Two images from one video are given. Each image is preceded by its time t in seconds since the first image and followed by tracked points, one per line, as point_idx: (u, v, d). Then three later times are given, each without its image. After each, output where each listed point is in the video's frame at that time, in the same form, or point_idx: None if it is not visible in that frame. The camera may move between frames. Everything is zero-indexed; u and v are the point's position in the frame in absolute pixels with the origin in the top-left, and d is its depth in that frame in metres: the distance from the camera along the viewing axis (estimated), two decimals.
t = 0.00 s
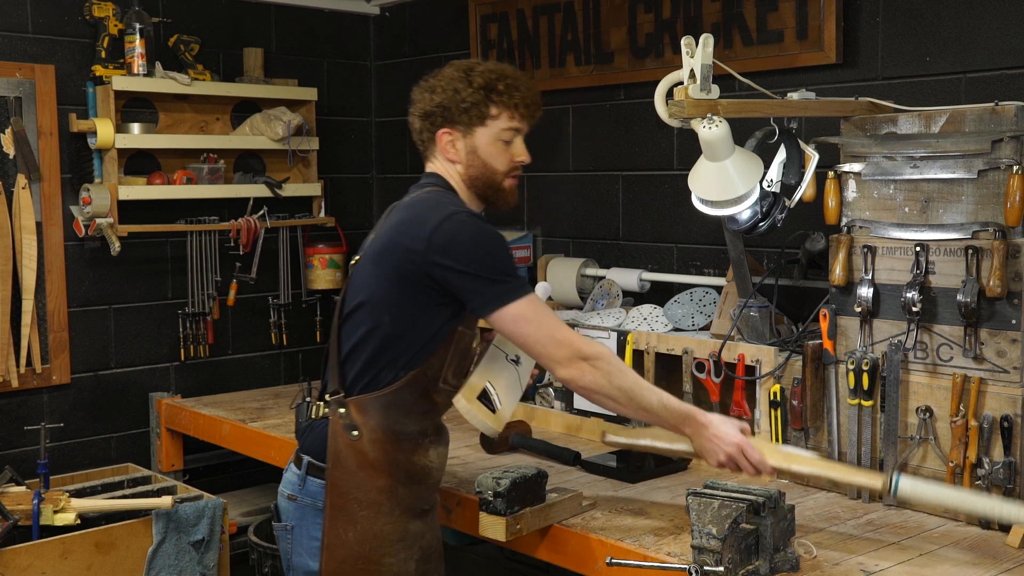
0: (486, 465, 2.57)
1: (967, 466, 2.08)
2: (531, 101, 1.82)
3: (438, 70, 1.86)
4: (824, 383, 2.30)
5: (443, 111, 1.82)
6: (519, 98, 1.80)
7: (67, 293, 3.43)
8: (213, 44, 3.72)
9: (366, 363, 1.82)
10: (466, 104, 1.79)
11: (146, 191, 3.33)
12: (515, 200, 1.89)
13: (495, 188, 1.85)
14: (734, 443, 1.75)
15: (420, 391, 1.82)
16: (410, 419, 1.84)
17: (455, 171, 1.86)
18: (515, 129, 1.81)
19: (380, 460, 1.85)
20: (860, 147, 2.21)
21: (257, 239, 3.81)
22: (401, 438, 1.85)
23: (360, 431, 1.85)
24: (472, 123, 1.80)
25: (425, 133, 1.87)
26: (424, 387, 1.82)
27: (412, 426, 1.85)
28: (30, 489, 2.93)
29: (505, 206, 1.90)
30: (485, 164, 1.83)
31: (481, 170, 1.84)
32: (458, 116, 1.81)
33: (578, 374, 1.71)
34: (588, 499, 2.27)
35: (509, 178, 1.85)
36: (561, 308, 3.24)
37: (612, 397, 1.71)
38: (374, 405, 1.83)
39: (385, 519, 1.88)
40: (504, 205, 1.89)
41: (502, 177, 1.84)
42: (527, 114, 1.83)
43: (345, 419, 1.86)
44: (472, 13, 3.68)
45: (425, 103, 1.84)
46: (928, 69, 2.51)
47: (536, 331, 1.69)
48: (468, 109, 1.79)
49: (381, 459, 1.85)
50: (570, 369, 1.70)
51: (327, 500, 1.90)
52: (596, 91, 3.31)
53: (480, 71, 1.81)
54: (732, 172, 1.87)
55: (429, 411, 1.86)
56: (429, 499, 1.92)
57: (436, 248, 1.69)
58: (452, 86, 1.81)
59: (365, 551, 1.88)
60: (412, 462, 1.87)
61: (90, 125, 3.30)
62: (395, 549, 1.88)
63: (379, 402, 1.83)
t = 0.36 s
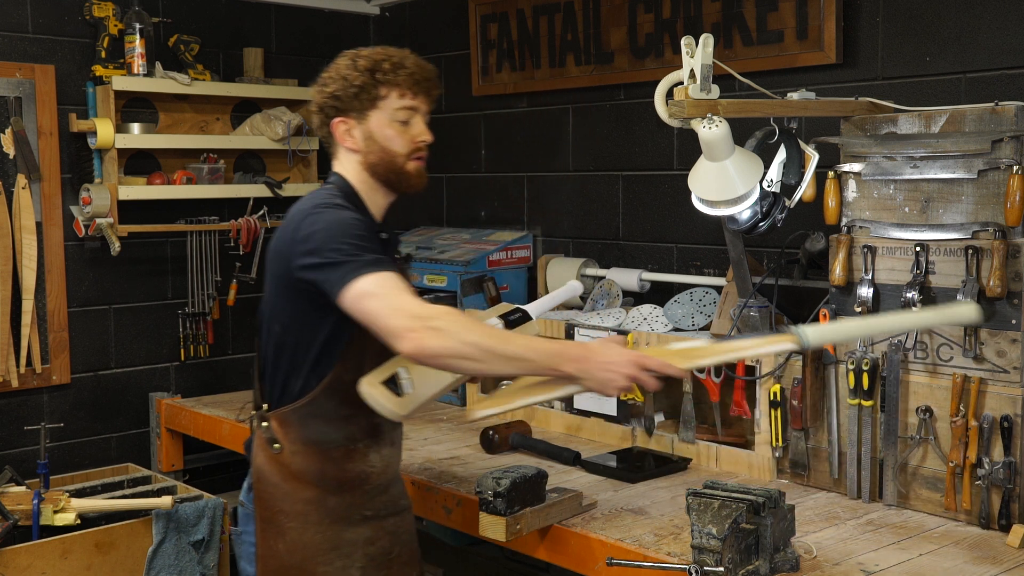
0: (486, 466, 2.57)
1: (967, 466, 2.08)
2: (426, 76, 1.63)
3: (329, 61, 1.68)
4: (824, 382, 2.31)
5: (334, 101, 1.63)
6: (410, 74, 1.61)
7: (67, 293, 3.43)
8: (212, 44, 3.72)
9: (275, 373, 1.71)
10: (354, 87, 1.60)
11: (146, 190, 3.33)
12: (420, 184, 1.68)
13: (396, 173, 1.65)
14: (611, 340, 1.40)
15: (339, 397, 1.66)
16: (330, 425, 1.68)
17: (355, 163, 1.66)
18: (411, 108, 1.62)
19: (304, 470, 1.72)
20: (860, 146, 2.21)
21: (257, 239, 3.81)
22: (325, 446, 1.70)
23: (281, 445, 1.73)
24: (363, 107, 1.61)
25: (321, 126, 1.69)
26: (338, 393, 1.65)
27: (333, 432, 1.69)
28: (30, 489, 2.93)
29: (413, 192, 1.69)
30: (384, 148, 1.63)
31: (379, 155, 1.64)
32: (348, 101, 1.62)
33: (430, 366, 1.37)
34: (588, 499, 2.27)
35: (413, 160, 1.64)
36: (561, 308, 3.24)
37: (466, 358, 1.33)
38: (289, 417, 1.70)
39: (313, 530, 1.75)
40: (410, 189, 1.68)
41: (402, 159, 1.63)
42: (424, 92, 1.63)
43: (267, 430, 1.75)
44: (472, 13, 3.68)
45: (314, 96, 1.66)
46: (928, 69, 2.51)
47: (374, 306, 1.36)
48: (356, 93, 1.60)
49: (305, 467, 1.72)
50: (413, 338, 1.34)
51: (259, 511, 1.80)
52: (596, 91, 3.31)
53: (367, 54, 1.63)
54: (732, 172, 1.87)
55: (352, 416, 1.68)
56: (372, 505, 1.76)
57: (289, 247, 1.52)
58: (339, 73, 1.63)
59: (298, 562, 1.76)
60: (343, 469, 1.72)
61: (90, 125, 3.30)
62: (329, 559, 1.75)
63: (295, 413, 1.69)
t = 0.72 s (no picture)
0: (486, 466, 2.57)
1: (967, 466, 2.08)
2: (331, 72, 1.79)
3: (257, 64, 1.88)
4: (824, 382, 2.31)
5: (251, 96, 1.81)
6: (315, 67, 1.78)
7: (67, 293, 3.43)
8: (212, 45, 3.72)
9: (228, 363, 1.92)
10: (265, 82, 1.78)
11: (146, 190, 3.33)
12: (331, 178, 1.80)
13: (305, 166, 1.78)
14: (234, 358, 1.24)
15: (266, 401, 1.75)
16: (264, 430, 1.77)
17: (272, 158, 1.82)
18: (320, 102, 1.78)
19: (237, 473, 1.79)
20: (860, 146, 2.21)
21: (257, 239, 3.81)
22: (257, 451, 1.77)
23: (215, 447, 1.80)
24: (274, 102, 1.78)
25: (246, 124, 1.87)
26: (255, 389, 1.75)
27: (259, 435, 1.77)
28: (30, 489, 2.93)
29: (327, 189, 1.82)
30: (292, 142, 1.78)
31: (290, 148, 1.78)
32: (262, 98, 1.80)
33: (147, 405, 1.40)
34: (588, 499, 2.27)
35: (322, 155, 1.78)
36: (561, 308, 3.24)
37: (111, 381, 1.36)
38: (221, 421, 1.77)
39: (244, 532, 1.81)
40: (322, 185, 1.81)
41: (311, 153, 1.78)
42: (332, 87, 1.79)
43: (204, 433, 1.82)
44: (472, 13, 3.68)
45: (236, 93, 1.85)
46: (928, 69, 2.51)
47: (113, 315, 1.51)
48: (268, 88, 1.78)
49: (237, 472, 1.79)
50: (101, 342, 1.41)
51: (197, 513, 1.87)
52: (596, 91, 3.31)
53: (281, 51, 1.81)
54: (732, 172, 1.87)
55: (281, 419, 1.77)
56: (309, 508, 1.83)
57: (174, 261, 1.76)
58: (255, 70, 1.81)
59: (235, 564, 1.82)
60: (275, 473, 1.79)
61: (90, 125, 3.30)
62: (264, 560, 1.82)
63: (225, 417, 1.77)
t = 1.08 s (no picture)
0: (485, 466, 2.57)
1: (967, 466, 2.08)
2: (307, 71, 1.83)
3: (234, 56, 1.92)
4: (824, 383, 2.31)
5: (225, 88, 1.85)
6: (292, 63, 1.82)
7: (67, 292, 3.43)
8: (212, 45, 3.72)
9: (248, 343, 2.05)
10: (240, 76, 1.82)
11: (146, 190, 3.33)
12: (302, 176, 1.85)
13: (275, 162, 1.83)
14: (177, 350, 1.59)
15: (224, 397, 1.81)
16: (222, 425, 1.81)
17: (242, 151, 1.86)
18: (294, 99, 1.83)
19: (205, 468, 1.86)
20: (860, 147, 2.21)
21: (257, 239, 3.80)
22: (217, 447, 1.83)
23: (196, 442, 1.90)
24: (248, 96, 1.83)
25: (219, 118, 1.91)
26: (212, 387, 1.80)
27: (220, 431, 1.82)
28: (30, 489, 2.93)
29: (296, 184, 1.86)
30: (263, 135, 1.82)
31: (260, 142, 1.83)
32: (236, 91, 1.84)
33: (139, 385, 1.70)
34: (588, 499, 2.27)
35: (293, 151, 1.83)
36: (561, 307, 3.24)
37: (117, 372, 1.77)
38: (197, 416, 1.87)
39: (211, 527, 1.86)
40: (293, 182, 1.85)
41: (282, 149, 1.82)
42: (308, 87, 1.84)
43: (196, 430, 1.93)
44: (472, 13, 3.68)
45: (210, 84, 1.89)
46: (927, 69, 2.51)
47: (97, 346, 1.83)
48: (243, 81, 1.82)
49: (204, 467, 1.86)
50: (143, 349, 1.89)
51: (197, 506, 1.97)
52: (596, 91, 3.31)
53: (258, 45, 1.84)
54: (732, 172, 1.87)
55: (237, 414, 1.80)
56: (270, 507, 1.84)
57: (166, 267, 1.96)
58: (230, 62, 1.85)
59: (203, 557, 1.88)
60: (235, 470, 1.82)
61: (90, 125, 3.30)
62: (227, 557, 1.85)
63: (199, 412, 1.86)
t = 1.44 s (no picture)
0: (484, 466, 2.58)
1: (967, 466, 2.08)
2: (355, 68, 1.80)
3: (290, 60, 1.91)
4: (824, 383, 2.31)
5: (278, 89, 1.84)
6: (340, 60, 1.79)
7: (67, 293, 3.43)
8: (212, 45, 3.72)
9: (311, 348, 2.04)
10: (291, 75, 1.81)
11: (146, 190, 3.33)
12: (349, 172, 1.80)
13: (322, 158, 1.79)
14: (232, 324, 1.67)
15: (262, 390, 1.82)
16: (259, 417, 1.83)
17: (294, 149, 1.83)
18: (342, 96, 1.79)
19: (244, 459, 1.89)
20: (860, 146, 2.21)
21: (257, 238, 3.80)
22: (255, 439, 1.85)
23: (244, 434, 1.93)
24: (297, 93, 1.80)
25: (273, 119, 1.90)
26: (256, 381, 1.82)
27: (260, 423, 1.83)
28: (30, 489, 2.93)
29: (343, 182, 1.82)
30: (310, 133, 1.78)
31: (308, 139, 1.79)
32: (287, 90, 1.82)
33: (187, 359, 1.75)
34: (588, 499, 2.27)
35: (339, 148, 1.79)
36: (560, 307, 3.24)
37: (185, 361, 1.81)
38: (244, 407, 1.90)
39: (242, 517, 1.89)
40: (340, 178, 1.81)
41: (328, 145, 1.78)
42: (356, 84, 1.80)
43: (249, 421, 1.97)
44: (472, 13, 3.68)
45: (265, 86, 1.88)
46: (927, 69, 2.51)
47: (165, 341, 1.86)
48: (293, 80, 1.81)
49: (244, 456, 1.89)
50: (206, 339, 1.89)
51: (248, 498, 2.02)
52: (596, 91, 3.31)
53: (309, 46, 1.83)
54: (732, 172, 1.87)
55: (275, 408, 1.82)
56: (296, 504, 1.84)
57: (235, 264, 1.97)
58: (283, 65, 1.84)
59: (236, 545, 1.91)
60: (269, 464, 1.84)
61: (90, 125, 3.30)
62: (254, 549, 1.87)
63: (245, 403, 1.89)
